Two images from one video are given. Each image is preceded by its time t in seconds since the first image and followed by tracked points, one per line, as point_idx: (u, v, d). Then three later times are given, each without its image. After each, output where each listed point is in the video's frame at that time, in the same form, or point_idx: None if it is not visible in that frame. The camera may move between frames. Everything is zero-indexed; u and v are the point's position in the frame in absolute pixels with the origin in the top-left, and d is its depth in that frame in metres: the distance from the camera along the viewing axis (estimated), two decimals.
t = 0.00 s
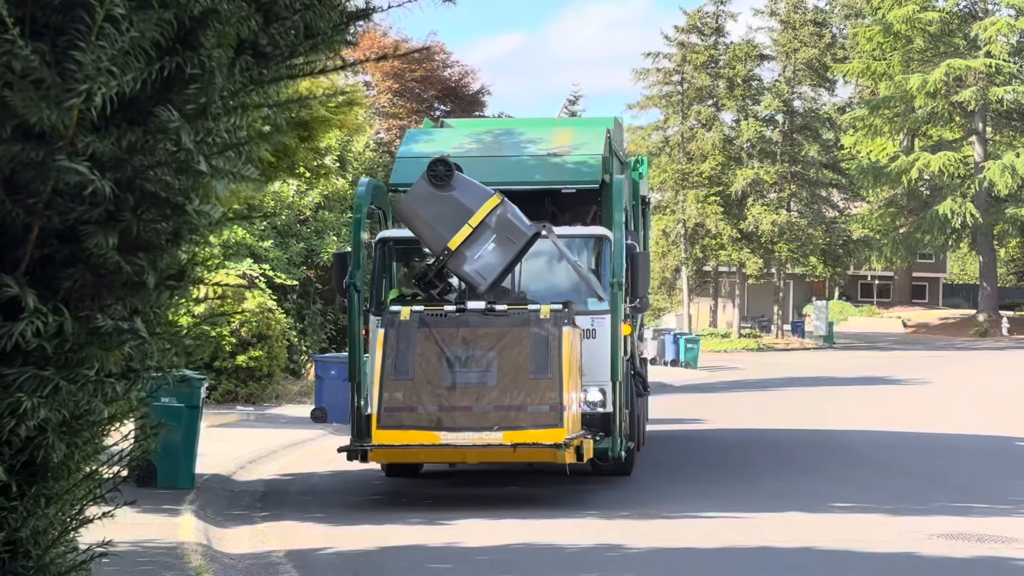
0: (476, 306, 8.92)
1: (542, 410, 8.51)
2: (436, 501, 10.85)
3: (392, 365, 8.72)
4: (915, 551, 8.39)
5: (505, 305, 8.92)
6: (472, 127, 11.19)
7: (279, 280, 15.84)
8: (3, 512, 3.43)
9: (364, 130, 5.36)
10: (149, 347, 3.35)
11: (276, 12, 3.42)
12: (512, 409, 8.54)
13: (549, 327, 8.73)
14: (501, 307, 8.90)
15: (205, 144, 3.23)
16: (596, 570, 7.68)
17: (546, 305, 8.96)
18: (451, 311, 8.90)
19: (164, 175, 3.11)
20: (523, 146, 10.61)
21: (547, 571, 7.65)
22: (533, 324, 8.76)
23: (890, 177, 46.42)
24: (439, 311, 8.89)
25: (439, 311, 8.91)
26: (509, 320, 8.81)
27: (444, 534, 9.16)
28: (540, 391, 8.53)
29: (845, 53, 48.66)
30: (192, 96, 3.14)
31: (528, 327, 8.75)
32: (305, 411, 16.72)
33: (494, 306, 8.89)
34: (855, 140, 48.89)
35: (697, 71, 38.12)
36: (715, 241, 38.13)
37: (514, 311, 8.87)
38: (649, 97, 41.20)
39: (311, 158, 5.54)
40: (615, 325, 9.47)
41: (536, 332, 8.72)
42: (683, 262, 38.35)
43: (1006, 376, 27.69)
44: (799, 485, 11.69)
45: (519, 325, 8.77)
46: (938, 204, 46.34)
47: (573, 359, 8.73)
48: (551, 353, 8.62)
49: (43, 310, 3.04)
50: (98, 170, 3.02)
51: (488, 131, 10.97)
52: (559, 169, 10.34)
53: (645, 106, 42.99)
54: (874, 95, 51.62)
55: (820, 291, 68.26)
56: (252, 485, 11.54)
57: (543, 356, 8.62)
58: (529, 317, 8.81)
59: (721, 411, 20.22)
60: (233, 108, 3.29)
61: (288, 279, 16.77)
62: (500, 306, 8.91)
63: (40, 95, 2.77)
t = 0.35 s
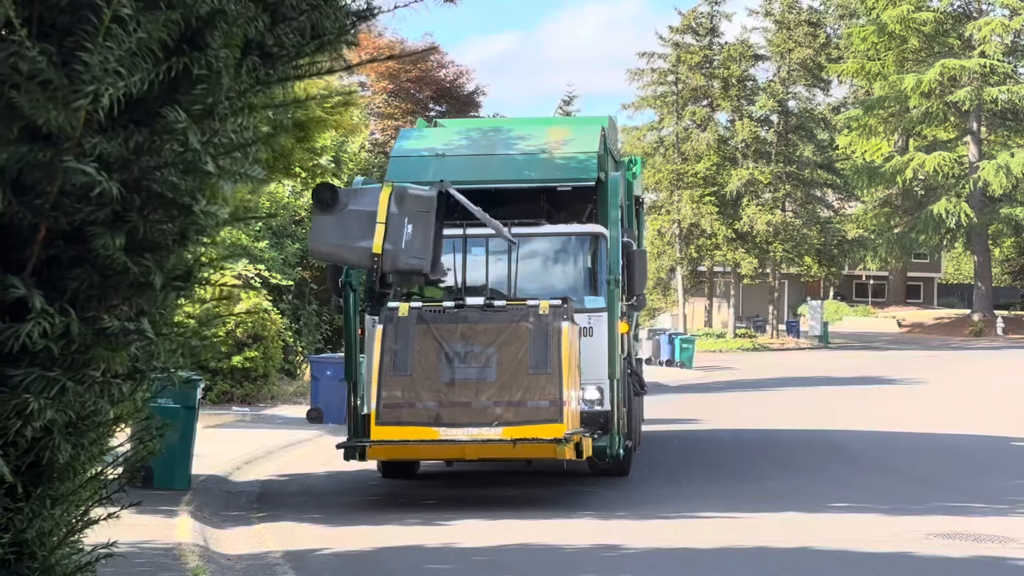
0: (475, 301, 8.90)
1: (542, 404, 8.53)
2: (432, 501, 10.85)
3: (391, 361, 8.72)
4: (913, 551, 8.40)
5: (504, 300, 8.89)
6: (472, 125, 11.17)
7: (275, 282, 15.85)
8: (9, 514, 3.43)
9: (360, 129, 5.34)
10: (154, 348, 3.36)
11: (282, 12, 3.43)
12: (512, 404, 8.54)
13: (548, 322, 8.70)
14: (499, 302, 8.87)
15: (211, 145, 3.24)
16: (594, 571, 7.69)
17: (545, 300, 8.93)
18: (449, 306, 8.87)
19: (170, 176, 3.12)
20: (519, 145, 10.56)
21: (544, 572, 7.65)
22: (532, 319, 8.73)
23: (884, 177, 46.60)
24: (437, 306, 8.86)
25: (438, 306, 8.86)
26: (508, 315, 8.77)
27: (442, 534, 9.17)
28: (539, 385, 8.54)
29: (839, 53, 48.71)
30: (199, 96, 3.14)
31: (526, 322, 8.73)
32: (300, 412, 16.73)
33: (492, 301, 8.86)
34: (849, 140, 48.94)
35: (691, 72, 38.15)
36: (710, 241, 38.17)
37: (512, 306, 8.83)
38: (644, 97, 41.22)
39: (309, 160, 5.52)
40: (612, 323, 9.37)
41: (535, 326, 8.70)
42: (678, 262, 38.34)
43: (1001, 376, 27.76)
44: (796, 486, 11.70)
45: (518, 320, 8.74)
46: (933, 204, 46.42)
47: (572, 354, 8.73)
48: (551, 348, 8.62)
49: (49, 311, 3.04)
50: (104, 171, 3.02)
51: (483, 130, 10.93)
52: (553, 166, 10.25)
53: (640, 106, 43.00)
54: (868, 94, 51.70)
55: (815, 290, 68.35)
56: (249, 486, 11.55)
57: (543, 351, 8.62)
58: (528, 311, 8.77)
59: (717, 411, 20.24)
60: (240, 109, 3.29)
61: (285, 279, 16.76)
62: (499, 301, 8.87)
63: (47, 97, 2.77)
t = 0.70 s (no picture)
0: (467, 302, 8.90)
1: (535, 405, 8.52)
2: (429, 501, 10.85)
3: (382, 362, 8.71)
4: (909, 550, 8.42)
5: (496, 301, 8.89)
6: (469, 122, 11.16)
7: (272, 281, 15.84)
8: (12, 512, 3.42)
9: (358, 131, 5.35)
10: (159, 346, 3.36)
11: (288, 10, 3.44)
12: (504, 405, 8.54)
13: (540, 322, 8.69)
14: (491, 303, 8.87)
15: (216, 142, 3.26)
16: (591, 570, 7.68)
17: (538, 300, 8.93)
18: (441, 307, 8.88)
19: (175, 174, 3.13)
20: (515, 144, 10.55)
21: (540, 571, 7.64)
22: (524, 320, 8.73)
23: (879, 176, 46.71)
24: (429, 307, 8.86)
25: (429, 307, 8.88)
26: (500, 316, 8.78)
27: (437, 533, 9.17)
28: (532, 386, 8.54)
29: (834, 52, 48.76)
30: (205, 94, 3.14)
31: (518, 323, 8.73)
32: (296, 411, 16.71)
33: (484, 302, 8.86)
34: (844, 140, 49.03)
35: (686, 71, 38.20)
36: (705, 240, 38.19)
37: (505, 307, 8.83)
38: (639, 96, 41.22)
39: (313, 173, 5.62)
40: (607, 323, 9.36)
41: (527, 327, 8.70)
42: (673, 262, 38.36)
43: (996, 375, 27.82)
44: (791, 485, 11.72)
45: (510, 321, 8.75)
46: (928, 204, 46.48)
47: (565, 354, 8.73)
48: (542, 348, 8.60)
49: (54, 310, 3.04)
50: (110, 169, 3.02)
51: (478, 129, 10.93)
52: (549, 164, 10.24)
53: (635, 106, 43.01)
54: (864, 94, 51.79)
55: (811, 290, 68.39)
56: (244, 485, 11.54)
57: (535, 350, 8.60)
58: (521, 312, 8.77)
59: (713, 411, 20.26)
60: (245, 107, 3.30)
61: (280, 278, 16.74)
62: (491, 302, 8.88)
63: (53, 94, 2.76)
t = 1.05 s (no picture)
0: (472, 299, 8.85)
1: (542, 403, 8.54)
2: (425, 500, 10.85)
3: (387, 359, 8.70)
4: (904, 548, 8.43)
5: (502, 297, 8.83)
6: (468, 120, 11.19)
7: (268, 279, 15.83)
8: (11, 510, 3.42)
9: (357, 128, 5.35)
10: (159, 344, 3.37)
11: (289, 8, 3.44)
12: (509, 403, 8.55)
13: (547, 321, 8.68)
14: (496, 298, 8.83)
15: (217, 140, 3.26)
16: (587, 568, 7.68)
17: (543, 296, 8.88)
18: (445, 302, 8.82)
19: (175, 171, 3.14)
20: (514, 140, 10.53)
21: (536, 570, 7.64)
22: (529, 317, 8.69)
23: (875, 174, 46.77)
24: (433, 303, 8.81)
25: (434, 303, 8.82)
26: (505, 312, 8.73)
27: (433, 531, 9.17)
28: (538, 385, 8.55)
29: (830, 50, 48.76)
30: (205, 91, 3.15)
31: (524, 320, 8.68)
32: (292, 409, 16.71)
33: (489, 298, 8.80)
34: (841, 138, 49.04)
35: (682, 69, 38.20)
36: (701, 238, 38.20)
37: (510, 303, 8.78)
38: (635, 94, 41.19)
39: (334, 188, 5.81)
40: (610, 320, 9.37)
41: (534, 324, 8.67)
42: (669, 260, 38.39)
43: (991, 373, 27.85)
44: (787, 484, 11.73)
45: (515, 318, 8.70)
46: (923, 202, 46.49)
47: (571, 351, 8.76)
48: (548, 347, 8.61)
49: (54, 307, 3.04)
50: (110, 167, 3.02)
51: (477, 125, 10.89)
52: (551, 161, 10.25)
53: (631, 104, 43.00)
54: (860, 92, 51.82)
55: (807, 288, 68.45)
56: (240, 483, 11.54)
57: (541, 348, 8.60)
58: (526, 309, 8.72)
59: (709, 409, 20.28)
60: (245, 105, 3.31)
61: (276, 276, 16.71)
62: (496, 298, 8.82)
63: (54, 92, 2.77)
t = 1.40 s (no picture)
0: (475, 301, 8.91)
1: (547, 407, 8.50)
2: (422, 498, 10.85)
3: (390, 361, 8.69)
4: (902, 547, 8.44)
5: (506, 300, 8.90)
6: (467, 117, 11.16)
7: (264, 276, 15.82)
8: (11, 507, 3.42)
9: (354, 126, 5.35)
10: (159, 341, 3.37)
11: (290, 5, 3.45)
12: (514, 409, 8.52)
13: (553, 323, 8.73)
14: (501, 301, 8.89)
15: (217, 137, 3.27)
16: (585, 566, 7.68)
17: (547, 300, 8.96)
18: (450, 305, 8.88)
19: (176, 168, 3.13)
20: (513, 137, 10.53)
21: (533, 567, 7.66)
22: (534, 320, 8.75)
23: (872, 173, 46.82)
24: (436, 305, 8.87)
25: (438, 305, 8.89)
26: (509, 316, 8.79)
27: (431, 529, 9.16)
28: (543, 388, 8.54)
29: (828, 48, 48.78)
30: (205, 88, 3.16)
31: (528, 323, 8.74)
32: (289, 406, 16.70)
33: (493, 301, 8.88)
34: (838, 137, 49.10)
35: (679, 67, 38.19)
36: (698, 236, 38.25)
37: (514, 307, 8.84)
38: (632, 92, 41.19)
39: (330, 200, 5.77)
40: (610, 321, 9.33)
41: (539, 328, 8.71)
42: (666, 258, 38.41)
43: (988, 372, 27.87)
44: (784, 483, 11.74)
45: (520, 321, 8.75)
46: (920, 201, 46.53)
47: (576, 355, 8.72)
48: (554, 350, 8.63)
49: (54, 303, 3.04)
50: (111, 163, 3.02)
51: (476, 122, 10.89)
52: (549, 159, 10.24)
53: (629, 102, 43.00)
54: (857, 90, 51.85)
55: (803, 286, 68.54)
56: (237, 480, 11.53)
57: (546, 351, 8.62)
58: (531, 311, 8.80)
59: (706, 407, 20.30)
60: (245, 101, 3.32)
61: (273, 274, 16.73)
62: (500, 301, 8.88)
63: (54, 88, 2.76)
